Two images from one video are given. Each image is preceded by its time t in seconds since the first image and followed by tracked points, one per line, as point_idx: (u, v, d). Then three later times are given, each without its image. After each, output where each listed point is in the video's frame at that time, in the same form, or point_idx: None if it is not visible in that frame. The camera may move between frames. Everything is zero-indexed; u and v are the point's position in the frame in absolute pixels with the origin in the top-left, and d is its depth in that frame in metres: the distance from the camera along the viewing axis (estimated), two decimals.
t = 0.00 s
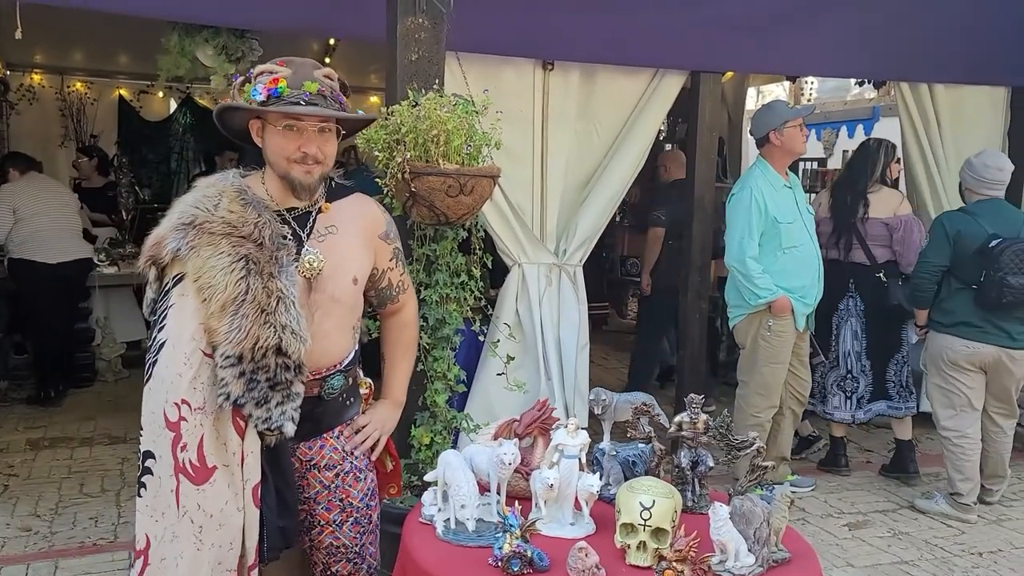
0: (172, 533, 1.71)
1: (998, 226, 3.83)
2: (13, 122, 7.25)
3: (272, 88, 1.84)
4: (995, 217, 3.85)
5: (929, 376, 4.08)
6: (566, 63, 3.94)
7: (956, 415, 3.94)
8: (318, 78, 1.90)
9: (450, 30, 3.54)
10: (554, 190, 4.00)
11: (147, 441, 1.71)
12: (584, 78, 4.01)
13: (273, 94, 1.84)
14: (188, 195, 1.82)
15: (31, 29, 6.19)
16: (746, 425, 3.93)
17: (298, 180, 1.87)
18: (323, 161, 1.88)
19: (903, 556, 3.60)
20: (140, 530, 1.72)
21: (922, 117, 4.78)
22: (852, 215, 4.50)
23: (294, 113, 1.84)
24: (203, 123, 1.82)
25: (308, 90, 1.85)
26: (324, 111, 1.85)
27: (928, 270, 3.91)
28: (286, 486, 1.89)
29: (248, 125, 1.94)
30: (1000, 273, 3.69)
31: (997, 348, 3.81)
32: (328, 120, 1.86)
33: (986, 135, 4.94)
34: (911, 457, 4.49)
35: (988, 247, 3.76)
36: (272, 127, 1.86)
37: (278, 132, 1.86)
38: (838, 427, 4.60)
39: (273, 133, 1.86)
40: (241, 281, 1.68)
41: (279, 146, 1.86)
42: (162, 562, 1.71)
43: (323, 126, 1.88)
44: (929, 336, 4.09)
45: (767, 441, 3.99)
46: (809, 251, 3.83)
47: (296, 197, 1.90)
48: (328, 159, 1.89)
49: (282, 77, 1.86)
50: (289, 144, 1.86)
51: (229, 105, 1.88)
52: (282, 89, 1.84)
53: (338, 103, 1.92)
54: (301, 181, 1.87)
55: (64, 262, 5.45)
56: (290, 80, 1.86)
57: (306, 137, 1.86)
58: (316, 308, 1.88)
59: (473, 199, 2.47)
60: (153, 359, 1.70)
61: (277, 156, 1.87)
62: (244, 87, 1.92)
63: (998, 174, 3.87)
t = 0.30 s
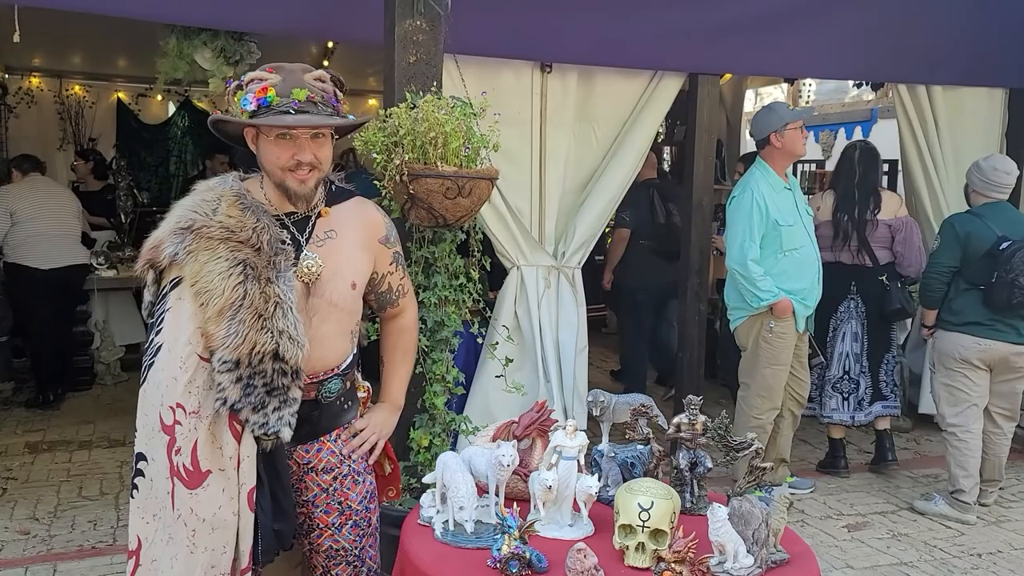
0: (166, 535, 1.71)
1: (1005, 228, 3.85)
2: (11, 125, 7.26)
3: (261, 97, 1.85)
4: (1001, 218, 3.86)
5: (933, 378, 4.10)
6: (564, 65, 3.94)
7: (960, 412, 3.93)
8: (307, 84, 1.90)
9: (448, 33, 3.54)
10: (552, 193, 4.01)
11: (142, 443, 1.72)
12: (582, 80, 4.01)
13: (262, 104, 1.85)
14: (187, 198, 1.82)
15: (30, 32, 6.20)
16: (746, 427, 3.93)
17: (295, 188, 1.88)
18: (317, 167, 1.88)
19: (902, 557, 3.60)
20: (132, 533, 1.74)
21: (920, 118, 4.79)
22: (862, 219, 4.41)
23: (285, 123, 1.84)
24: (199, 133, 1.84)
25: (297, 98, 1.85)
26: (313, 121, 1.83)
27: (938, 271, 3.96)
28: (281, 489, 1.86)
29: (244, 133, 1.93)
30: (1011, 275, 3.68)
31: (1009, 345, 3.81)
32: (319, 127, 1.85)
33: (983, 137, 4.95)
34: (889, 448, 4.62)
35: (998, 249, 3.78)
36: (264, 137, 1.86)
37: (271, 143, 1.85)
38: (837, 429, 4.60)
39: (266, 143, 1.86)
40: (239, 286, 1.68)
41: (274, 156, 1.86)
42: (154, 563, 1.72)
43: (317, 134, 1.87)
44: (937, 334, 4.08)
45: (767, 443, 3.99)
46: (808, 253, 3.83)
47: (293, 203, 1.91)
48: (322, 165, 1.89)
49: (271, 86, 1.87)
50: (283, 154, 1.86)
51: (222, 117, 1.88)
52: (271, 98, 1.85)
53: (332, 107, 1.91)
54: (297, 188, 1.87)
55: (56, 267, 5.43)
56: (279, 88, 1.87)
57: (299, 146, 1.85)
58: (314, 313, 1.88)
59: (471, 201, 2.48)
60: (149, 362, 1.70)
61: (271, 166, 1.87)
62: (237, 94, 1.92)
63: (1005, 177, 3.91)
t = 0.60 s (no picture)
0: (167, 535, 1.71)
1: (1014, 227, 3.89)
2: (10, 126, 7.26)
3: (250, 93, 1.86)
4: (1009, 218, 3.91)
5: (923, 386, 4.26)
6: (562, 66, 3.94)
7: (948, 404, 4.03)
8: (296, 77, 1.88)
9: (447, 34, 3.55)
10: (551, 193, 4.01)
11: (144, 444, 1.72)
12: (581, 81, 4.01)
13: (251, 100, 1.85)
14: (189, 198, 1.82)
15: (29, 33, 6.21)
16: (746, 427, 3.93)
17: (288, 182, 1.87)
18: (309, 159, 1.88)
19: (901, 557, 3.61)
20: (134, 533, 1.74)
21: (919, 119, 4.79)
22: (866, 220, 4.41)
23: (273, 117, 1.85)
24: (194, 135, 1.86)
25: (282, 91, 1.84)
26: (300, 110, 1.83)
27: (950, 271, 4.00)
28: (282, 489, 1.86)
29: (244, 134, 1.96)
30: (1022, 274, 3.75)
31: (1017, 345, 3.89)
32: (307, 118, 1.85)
33: (982, 137, 4.95)
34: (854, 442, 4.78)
35: (1007, 248, 3.82)
36: (258, 134, 1.88)
37: (263, 138, 1.87)
38: (836, 429, 4.60)
39: (259, 140, 1.88)
40: (242, 287, 1.68)
41: (265, 151, 1.87)
42: (156, 564, 1.73)
43: (306, 125, 1.87)
44: (945, 333, 4.12)
45: (766, 443, 3.99)
46: (809, 254, 3.83)
47: (292, 202, 1.91)
48: (315, 157, 1.88)
49: (259, 83, 1.86)
50: (273, 148, 1.87)
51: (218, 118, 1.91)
52: (259, 92, 1.85)
53: (323, 98, 1.90)
54: (290, 183, 1.87)
55: (50, 270, 5.43)
56: (266, 83, 1.86)
57: (289, 139, 1.86)
58: (317, 313, 1.89)
59: (470, 202, 2.48)
60: (152, 363, 1.70)
61: (265, 162, 1.88)
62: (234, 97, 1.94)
63: (1007, 178, 3.95)
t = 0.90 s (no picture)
0: (171, 534, 1.72)
1: (1011, 223, 4.06)
2: (10, 125, 7.27)
3: (245, 95, 1.86)
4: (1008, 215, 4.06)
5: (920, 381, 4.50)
6: (562, 65, 3.94)
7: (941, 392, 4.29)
8: (293, 82, 1.89)
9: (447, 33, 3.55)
10: (551, 192, 4.01)
11: (145, 445, 1.72)
12: (580, 80, 4.02)
13: (245, 102, 1.86)
14: (185, 198, 1.83)
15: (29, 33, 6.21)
16: (746, 425, 3.94)
17: (281, 184, 1.87)
18: (301, 163, 1.87)
19: (902, 555, 3.61)
20: (138, 534, 1.74)
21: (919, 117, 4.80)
22: (864, 231, 4.51)
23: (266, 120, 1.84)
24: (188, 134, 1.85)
25: (276, 95, 1.85)
26: (290, 117, 1.82)
27: (950, 265, 4.12)
28: (286, 488, 1.86)
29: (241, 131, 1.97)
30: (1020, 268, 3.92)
31: (1012, 339, 4.05)
32: (302, 125, 1.84)
33: (982, 135, 4.95)
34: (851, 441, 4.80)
35: (1006, 242, 3.99)
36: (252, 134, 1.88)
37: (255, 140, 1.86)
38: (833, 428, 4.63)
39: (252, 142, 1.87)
40: (240, 282, 1.69)
41: (258, 154, 1.86)
42: (161, 565, 1.73)
43: (300, 131, 1.86)
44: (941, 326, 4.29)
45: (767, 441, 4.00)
46: (809, 252, 3.83)
47: (285, 201, 1.92)
48: (307, 161, 1.88)
49: (255, 85, 1.88)
50: (265, 151, 1.86)
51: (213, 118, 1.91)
52: (254, 96, 1.86)
53: (317, 102, 1.89)
54: (281, 184, 1.87)
55: (49, 271, 5.43)
56: (262, 86, 1.88)
57: (281, 143, 1.85)
58: (315, 309, 1.88)
59: (471, 201, 2.48)
60: (151, 361, 1.71)
61: (258, 163, 1.88)
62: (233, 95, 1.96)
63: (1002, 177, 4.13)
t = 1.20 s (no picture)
0: (167, 534, 1.71)
1: (982, 222, 4.19)
2: (10, 126, 7.27)
3: (241, 94, 1.87)
4: (979, 213, 4.19)
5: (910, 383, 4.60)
6: (562, 65, 3.94)
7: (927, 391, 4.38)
8: (289, 81, 1.89)
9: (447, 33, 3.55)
10: (551, 191, 4.01)
11: (142, 445, 1.72)
12: (580, 79, 4.01)
13: (241, 100, 1.87)
14: (180, 198, 1.83)
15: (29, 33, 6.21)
16: (746, 424, 3.94)
17: (277, 183, 1.87)
18: (298, 162, 1.87)
19: (903, 554, 3.61)
20: (136, 534, 1.74)
21: (919, 117, 4.80)
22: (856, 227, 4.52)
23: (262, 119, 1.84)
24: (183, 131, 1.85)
25: (273, 95, 1.86)
26: (289, 115, 1.82)
27: (923, 263, 4.24)
28: (281, 487, 1.86)
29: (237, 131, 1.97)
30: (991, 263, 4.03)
31: (987, 331, 4.16)
32: (297, 123, 1.84)
33: (982, 135, 4.95)
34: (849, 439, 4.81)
35: (977, 240, 4.12)
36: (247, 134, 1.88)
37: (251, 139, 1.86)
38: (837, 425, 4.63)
39: (247, 140, 1.87)
40: (235, 281, 1.69)
41: (253, 153, 1.86)
42: (158, 565, 1.72)
43: (296, 130, 1.85)
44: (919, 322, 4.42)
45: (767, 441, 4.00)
46: (812, 251, 3.83)
47: (280, 199, 1.92)
48: (304, 160, 1.88)
49: (251, 84, 1.88)
50: (262, 150, 1.85)
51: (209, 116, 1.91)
52: (250, 94, 1.87)
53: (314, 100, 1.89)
54: (278, 184, 1.87)
55: (49, 271, 5.43)
56: (258, 85, 1.88)
57: (278, 143, 1.85)
58: (311, 309, 1.89)
59: (471, 201, 2.48)
60: (145, 361, 1.71)
61: (253, 162, 1.88)
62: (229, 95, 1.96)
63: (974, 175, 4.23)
